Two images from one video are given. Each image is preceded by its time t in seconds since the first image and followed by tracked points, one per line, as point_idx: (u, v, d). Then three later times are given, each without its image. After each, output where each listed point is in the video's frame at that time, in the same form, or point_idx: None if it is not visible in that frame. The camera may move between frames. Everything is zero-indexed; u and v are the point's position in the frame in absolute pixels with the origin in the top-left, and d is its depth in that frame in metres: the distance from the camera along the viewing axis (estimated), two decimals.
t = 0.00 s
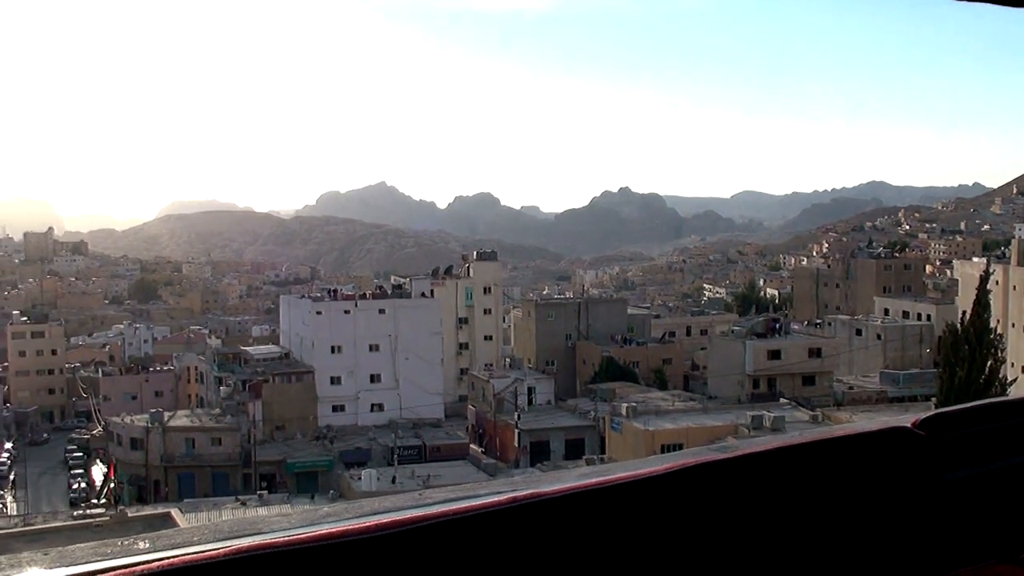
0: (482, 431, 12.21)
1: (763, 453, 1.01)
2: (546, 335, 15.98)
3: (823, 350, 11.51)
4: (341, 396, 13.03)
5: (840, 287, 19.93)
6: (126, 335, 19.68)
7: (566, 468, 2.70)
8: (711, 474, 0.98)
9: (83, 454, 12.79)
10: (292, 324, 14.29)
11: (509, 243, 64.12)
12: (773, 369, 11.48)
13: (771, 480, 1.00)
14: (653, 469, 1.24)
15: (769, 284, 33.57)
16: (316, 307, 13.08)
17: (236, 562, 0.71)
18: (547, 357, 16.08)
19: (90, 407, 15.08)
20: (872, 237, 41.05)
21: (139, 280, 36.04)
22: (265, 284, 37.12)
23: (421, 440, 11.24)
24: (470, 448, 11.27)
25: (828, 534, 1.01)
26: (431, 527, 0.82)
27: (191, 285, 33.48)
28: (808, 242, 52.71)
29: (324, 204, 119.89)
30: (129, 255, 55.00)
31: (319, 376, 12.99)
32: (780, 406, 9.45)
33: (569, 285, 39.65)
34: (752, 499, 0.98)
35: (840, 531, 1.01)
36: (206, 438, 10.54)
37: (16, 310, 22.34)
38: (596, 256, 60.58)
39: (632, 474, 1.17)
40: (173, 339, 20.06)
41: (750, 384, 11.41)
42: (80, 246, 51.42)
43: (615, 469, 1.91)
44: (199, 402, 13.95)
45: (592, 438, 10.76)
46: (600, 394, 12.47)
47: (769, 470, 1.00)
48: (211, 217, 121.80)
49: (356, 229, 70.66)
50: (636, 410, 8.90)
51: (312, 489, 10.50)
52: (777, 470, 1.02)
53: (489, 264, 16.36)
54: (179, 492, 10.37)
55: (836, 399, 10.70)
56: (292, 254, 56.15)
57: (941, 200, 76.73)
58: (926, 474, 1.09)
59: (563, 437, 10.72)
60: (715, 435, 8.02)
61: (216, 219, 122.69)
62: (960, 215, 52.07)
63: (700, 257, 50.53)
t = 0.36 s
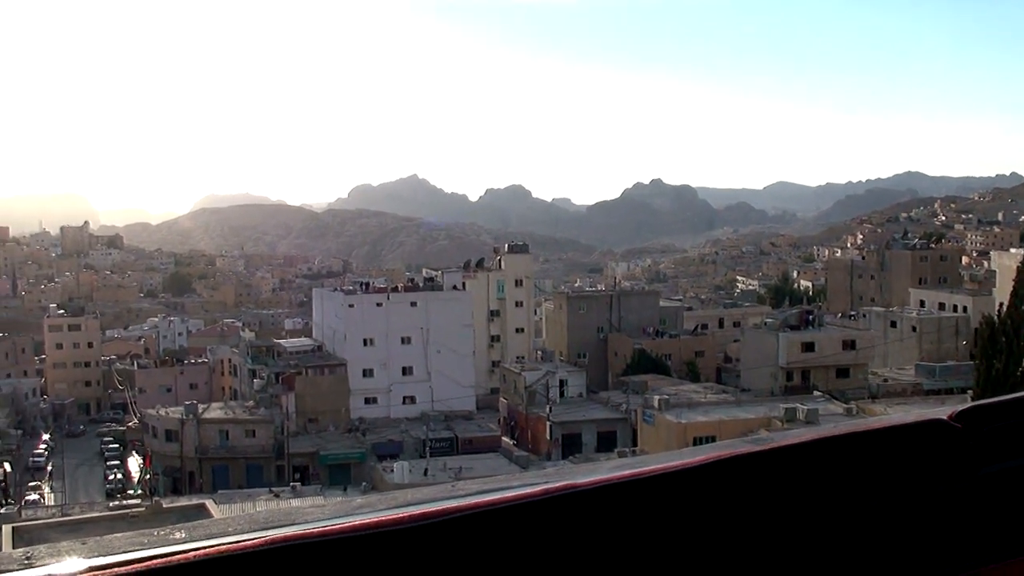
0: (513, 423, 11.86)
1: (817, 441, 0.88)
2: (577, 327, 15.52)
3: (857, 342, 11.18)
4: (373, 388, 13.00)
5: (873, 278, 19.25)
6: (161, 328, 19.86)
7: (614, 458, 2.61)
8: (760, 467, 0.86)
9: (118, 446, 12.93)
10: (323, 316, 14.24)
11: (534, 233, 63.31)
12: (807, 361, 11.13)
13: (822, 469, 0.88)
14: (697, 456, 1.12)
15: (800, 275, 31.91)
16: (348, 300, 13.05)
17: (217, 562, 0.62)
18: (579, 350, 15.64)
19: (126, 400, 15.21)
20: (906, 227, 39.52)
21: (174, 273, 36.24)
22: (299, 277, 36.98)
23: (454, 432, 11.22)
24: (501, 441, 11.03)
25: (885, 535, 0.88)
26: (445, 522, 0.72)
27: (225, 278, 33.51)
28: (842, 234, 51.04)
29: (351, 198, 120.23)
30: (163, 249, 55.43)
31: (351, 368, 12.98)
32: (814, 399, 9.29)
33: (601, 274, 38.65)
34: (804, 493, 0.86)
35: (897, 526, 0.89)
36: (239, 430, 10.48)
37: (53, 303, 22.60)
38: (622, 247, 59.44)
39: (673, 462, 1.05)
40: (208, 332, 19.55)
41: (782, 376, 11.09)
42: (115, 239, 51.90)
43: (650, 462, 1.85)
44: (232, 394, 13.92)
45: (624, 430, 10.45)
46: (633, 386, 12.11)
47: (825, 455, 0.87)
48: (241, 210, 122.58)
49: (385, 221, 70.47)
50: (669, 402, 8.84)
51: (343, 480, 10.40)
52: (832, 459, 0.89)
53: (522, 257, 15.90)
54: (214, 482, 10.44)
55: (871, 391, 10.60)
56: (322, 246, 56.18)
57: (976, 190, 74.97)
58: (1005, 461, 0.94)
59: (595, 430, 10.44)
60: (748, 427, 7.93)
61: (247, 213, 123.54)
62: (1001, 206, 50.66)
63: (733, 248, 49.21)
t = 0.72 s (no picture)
0: (544, 417, 11.74)
1: (825, 446, 0.94)
2: (606, 320, 14.97)
3: (890, 336, 11.02)
4: (403, 381, 12.90)
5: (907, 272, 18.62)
6: (194, 321, 19.96)
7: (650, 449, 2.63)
8: (771, 472, 0.92)
9: (151, 438, 13.07)
10: (353, 309, 14.12)
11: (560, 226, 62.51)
12: (840, 355, 11.02)
13: (824, 472, 0.93)
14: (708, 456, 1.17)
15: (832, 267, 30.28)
16: (378, 294, 12.88)
17: (263, 555, 0.66)
18: (609, 343, 15.08)
19: (158, 392, 15.53)
20: (939, 219, 37.91)
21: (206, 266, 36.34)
22: (329, 271, 36.74)
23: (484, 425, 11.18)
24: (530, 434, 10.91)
25: (889, 535, 0.92)
26: (468, 517, 0.76)
27: (256, 271, 33.45)
28: (876, 226, 49.18)
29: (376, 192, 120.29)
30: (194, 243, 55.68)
31: (382, 362, 12.88)
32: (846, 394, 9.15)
33: (631, 269, 37.69)
34: (810, 499, 0.91)
35: (895, 529, 0.93)
36: (271, 422, 10.50)
37: (87, 296, 22.76)
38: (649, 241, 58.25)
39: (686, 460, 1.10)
40: (240, 325, 19.51)
41: (814, 369, 11.01)
42: (147, 233, 52.20)
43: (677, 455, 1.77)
44: (263, 387, 14.05)
45: (654, 425, 10.25)
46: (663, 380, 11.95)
47: (820, 459, 0.94)
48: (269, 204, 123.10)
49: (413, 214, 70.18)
50: (699, 396, 8.77)
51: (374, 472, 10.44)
52: (807, 465, 0.93)
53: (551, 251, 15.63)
54: (245, 474, 10.46)
55: (903, 385, 10.40)
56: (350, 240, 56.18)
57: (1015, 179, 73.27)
58: (999, 471, 0.99)
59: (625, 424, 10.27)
60: (780, 421, 7.86)
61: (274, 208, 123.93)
62: None
63: (765, 240, 48.02)
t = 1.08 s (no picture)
0: (575, 411, 11.56)
1: (827, 446, 0.95)
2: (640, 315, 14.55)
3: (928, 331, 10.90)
4: (435, 374, 12.81)
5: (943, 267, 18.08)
6: (228, 315, 20.06)
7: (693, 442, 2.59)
8: (764, 475, 0.91)
9: (187, 430, 13.16)
10: (387, 303, 14.08)
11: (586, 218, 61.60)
12: (875, 350, 10.91)
13: (817, 475, 0.92)
14: (719, 457, 1.17)
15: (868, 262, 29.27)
16: (411, 287, 12.79)
17: (282, 551, 0.69)
18: (642, 337, 14.66)
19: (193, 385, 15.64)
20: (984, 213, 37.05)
21: (241, 259, 36.41)
22: (362, 264, 36.55)
23: (516, 419, 11.13)
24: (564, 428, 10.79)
25: (871, 537, 0.91)
26: (477, 516, 0.78)
27: (290, 263, 33.34)
28: (911, 219, 47.70)
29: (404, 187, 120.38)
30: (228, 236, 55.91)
31: (414, 356, 12.77)
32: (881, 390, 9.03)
33: (663, 261, 36.86)
34: (800, 502, 0.91)
35: (882, 538, 0.91)
36: (304, 415, 10.54)
37: (124, 289, 22.90)
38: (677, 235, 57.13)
39: (693, 459, 1.11)
40: (273, 318, 19.53)
41: (849, 365, 10.92)
42: (182, 227, 52.43)
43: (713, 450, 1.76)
44: (297, 379, 14.08)
45: (687, 420, 10.09)
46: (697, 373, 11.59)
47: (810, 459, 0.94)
48: (300, 197, 123.39)
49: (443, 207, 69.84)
50: (734, 391, 8.76)
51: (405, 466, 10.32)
52: (833, 463, 0.94)
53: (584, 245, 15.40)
54: (279, 467, 10.46)
55: (939, 380, 10.09)
56: (381, 233, 56.10)
57: None
58: (999, 479, 0.97)
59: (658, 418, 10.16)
60: (815, 417, 7.80)
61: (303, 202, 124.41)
62: None
63: (800, 234, 47.31)
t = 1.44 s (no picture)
0: (596, 405, 11.50)
1: (847, 442, 0.94)
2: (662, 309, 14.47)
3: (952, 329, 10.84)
4: (457, 368, 12.82)
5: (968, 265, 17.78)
6: (251, 307, 20.07)
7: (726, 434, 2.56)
8: (779, 473, 0.91)
9: (209, 421, 13.19)
10: (409, 296, 14.07)
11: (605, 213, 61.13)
12: (900, 347, 10.83)
13: (830, 472, 0.92)
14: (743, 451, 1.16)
15: (892, 258, 28.72)
16: (434, 280, 12.79)
17: (303, 545, 0.70)
18: (663, 332, 14.58)
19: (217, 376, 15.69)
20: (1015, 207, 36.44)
21: (265, 251, 36.42)
22: (385, 257, 36.43)
23: (537, 413, 11.05)
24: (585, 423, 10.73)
25: (878, 536, 0.90)
26: (496, 510, 0.79)
27: (313, 255, 33.28)
28: (935, 214, 46.95)
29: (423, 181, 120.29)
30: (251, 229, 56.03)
31: (436, 350, 12.77)
32: (906, 386, 8.93)
33: (685, 256, 36.48)
34: (814, 500, 0.91)
35: (889, 541, 0.91)
36: (326, 406, 10.53)
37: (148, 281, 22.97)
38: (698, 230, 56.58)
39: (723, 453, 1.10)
40: (296, 310, 19.55)
41: (872, 362, 10.84)
42: (206, 219, 52.60)
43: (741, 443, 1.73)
44: (319, 371, 14.00)
45: (708, 415, 10.11)
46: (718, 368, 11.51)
47: (823, 455, 0.93)
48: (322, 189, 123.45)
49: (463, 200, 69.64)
50: (755, 387, 8.67)
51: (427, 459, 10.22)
52: (852, 462, 0.93)
53: (606, 239, 15.38)
54: (300, 458, 10.47)
55: (964, 377, 10.02)
56: (402, 227, 56.03)
57: None
58: (1014, 480, 0.96)
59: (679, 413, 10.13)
60: (837, 414, 7.76)
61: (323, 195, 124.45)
62: None
63: (826, 228, 46.75)
